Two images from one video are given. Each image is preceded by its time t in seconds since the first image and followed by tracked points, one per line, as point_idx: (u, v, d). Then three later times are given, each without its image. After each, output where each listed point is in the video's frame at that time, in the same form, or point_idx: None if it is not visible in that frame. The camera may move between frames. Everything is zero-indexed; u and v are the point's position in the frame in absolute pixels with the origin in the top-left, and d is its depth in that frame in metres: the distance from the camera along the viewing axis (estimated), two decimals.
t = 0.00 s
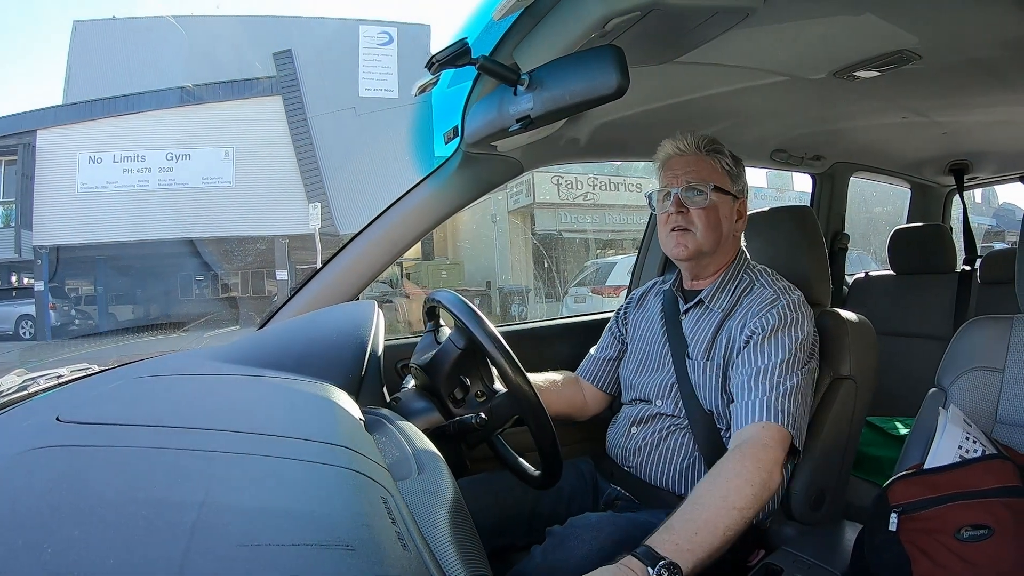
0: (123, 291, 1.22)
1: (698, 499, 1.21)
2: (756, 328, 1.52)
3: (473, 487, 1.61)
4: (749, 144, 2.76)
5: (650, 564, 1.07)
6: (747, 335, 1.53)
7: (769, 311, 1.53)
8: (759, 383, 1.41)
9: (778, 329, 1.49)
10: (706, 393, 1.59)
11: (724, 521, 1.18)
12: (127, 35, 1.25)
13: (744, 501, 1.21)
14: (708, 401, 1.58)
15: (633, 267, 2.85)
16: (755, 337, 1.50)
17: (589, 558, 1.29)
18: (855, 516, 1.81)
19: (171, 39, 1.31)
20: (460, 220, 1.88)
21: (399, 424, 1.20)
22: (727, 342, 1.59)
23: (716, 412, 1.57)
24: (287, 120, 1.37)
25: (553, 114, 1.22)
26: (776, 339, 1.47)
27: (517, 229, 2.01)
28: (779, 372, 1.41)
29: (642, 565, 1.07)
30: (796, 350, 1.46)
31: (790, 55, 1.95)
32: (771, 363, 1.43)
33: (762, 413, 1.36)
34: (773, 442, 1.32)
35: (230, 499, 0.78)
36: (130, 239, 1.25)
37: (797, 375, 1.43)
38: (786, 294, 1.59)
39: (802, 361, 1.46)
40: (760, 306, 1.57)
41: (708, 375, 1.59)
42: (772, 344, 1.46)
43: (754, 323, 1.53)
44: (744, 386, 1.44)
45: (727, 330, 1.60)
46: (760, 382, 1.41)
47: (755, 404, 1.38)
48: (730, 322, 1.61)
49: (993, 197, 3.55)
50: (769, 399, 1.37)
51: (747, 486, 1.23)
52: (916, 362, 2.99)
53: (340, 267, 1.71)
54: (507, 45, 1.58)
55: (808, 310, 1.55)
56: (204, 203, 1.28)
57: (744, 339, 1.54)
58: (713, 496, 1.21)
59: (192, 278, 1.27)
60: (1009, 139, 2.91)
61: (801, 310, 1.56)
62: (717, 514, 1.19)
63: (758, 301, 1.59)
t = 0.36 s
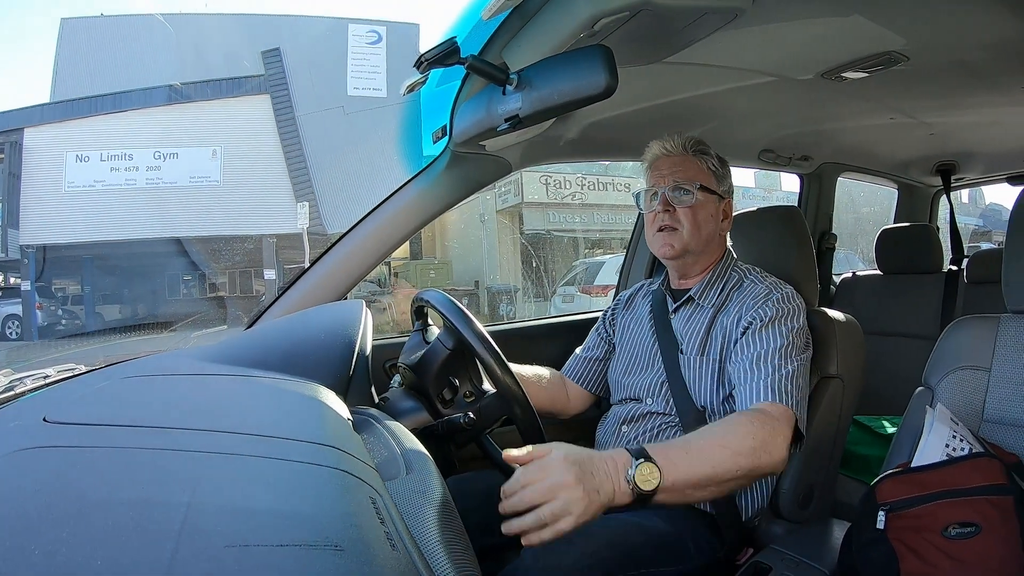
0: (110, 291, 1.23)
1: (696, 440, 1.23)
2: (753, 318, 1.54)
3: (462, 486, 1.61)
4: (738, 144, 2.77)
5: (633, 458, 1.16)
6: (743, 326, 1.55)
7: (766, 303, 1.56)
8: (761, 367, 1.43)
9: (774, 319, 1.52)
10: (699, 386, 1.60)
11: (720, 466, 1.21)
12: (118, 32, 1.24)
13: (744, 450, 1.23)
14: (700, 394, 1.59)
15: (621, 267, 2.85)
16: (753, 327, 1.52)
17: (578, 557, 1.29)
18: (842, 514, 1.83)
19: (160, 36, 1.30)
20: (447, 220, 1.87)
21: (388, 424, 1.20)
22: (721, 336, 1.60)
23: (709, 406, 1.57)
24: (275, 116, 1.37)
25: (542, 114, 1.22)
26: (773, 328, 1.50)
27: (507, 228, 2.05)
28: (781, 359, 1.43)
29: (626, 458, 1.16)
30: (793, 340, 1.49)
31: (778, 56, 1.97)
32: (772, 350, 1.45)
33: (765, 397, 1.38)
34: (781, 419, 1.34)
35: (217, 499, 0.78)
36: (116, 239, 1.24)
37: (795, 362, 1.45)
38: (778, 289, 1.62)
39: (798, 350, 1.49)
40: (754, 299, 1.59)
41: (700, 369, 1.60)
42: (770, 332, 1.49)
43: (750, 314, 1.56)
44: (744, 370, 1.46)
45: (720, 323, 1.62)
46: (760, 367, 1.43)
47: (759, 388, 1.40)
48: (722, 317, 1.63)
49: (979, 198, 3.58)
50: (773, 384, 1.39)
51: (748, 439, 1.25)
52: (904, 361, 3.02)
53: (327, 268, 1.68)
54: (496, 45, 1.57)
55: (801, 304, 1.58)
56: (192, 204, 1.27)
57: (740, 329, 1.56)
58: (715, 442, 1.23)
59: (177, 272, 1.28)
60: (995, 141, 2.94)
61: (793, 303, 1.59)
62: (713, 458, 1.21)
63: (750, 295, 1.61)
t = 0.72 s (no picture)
0: (100, 291, 1.23)
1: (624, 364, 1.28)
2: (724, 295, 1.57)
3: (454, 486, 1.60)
4: (729, 145, 2.78)
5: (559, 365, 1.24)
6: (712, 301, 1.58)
7: (736, 281, 1.60)
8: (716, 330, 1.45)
9: (740, 293, 1.55)
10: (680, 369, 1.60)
11: (648, 383, 1.24)
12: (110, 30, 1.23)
13: (669, 372, 1.26)
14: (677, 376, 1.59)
15: (612, 266, 2.86)
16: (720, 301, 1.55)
17: (569, 556, 1.29)
18: (832, 512, 1.84)
19: (148, 32, 1.25)
20: (438, 219, 1.89)
21: (379, 424, 1.19)
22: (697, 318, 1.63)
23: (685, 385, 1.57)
24: (266, 117, 1.34)
25: (533, 113, 1.22)
26: (737, 299, 1.52)
27: (498, 228, 2.08)
28: (736, 322, 1.45)
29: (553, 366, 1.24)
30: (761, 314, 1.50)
31: (770, 56, 1.97)
32: (727, 316, 1.48)
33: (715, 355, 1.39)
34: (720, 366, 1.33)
35: (208, 500, 0.77)
36: (107, 238, 1.25)
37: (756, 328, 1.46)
38: (752, 271, 1.64)
39: (765, 320, 1.50)
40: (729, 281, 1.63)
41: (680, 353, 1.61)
42: (734, 303, 1.52)
43: (720, 291, 1.59)
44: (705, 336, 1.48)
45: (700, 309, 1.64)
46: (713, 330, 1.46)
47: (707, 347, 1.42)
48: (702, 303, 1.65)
49: (968, 199, 3.61)
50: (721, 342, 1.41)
51: (673, 363, 1.28)
52: (894, 360, 3.03)
53: (318, 266, 1.69)
54: (488, 44, 1.57)
55: (776, 286, 1.60)
56: (180, 201, 1.29)
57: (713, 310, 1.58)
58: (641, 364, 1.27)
59: (165, 267, 1.30)
60: (985, 141, 2.96)
61: (765, 281, 1.61)
62: (639, 372, 1.25)
63: (728, 280, 1.65)
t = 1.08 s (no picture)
0: (93, 292, 1.22)
1: (613, 360, 1.29)
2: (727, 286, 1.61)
3: (448, 486, 1.60)
4: (723, 145, 2.79)
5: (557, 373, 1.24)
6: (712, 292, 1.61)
7: (738, 275, 1.63)
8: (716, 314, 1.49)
9: (741, 285, 1.58)
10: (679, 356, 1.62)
11: (642, 375, 1.26)
12: (102, 29, 1.22)
13: (660, 359, 1.28)
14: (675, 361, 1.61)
15: (606, 266, 2.87)
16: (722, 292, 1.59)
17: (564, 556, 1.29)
18: (826, 511, 1.85)
19: (145, 33, 1.27)
20: (433, 220, 1.88)
21: (373, 424, 1.19)
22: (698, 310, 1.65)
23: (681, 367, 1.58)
24: (259, 117, 1.34)
25: (526, 113, 1.22)
26: (736, 289, 1.56)
27: (491, 228, 2.09)
28: (734, 308, 1.49)
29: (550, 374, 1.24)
30: (762, 306, 1.54)
31: (765, 57, 1.98)
32: (727, 303, 1.51)
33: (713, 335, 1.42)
34: (706, 343, 1.36)
35: (202, 500, 0.77)
36: (98, 238, 1.22)
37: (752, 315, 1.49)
38: (755, 267, 1.68)
39: (762, 310, 1.53)
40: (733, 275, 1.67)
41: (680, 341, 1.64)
42: (734, 293, 1.56)
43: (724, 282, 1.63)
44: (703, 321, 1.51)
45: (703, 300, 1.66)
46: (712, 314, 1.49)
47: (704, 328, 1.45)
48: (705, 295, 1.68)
49: (961, 198, 3.62)
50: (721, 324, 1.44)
51: (664, 350, 1.30)
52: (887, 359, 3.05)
53: (312, 267, 1.69)
54: (481, 45, 1.58)
55: (776, 282, 1.64)
56: (175, 200, 1.27)
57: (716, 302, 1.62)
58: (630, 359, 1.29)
59: (159, 270, 1.28)
60: (979, 142, 2.97)
61: (765, 276, 1.65)
62: (632, 367, 1.27)
63: (732, 274, 1.68)
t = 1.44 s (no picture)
0: (90, 291, 1.23)
1: (612, 368, 1.28)
2: (734, 288, 1.62)
3: (445, 486, 1.60)
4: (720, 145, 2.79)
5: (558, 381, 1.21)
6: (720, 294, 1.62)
7: (747, 277, 1.64)
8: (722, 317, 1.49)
9: (750, 287, 1.59)
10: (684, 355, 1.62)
11: (642, 384, 1.25)
12: (100, 30, 1.22)
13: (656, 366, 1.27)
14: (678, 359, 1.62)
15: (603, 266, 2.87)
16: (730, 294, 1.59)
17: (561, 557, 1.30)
18: (823, 510, 1.85)
19: (142, 29, 1.25)
20: (429, 219, 1.89)
21: (370, 425, 1.19)
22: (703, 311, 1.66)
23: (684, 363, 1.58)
24: (256, 117, 1.34)
25: (523, 113, 1.22)
26: (743, 292, 1.56)
27: (490, 227, 2.12)
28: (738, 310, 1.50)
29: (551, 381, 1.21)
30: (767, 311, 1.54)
31: (763, 56, 1.98)
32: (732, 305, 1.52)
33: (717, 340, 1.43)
34: (706, 347, 1.37)
35: (200, 500, 0.77)
36: (95, 238, 1.22)
37: (757, 319, 1.50)
38: (764, 270, 1.68)
39: (768, 313, 1.54)
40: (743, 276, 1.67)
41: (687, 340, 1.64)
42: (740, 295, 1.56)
43: (735, 283, 1.63)
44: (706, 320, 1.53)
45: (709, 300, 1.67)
46: (717, 315, 1.50)
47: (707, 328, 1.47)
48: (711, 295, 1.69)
49: (957, 198, 3.63)
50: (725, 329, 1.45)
51: (663, 356, 1.29)
52: (884, 358, 3.05)
53: (309, 267, 1.69)
54: (477, 46, 1.59)
55: (783, 285, 1.63)
56: (172, 200, 1.26)
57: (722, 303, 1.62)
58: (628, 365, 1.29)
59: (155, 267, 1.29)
60: (976, 141, 2.98)
61: (773, 279, 1.65)
62: (632, 374, 1.26)
63: (742, 274, 1.69)
